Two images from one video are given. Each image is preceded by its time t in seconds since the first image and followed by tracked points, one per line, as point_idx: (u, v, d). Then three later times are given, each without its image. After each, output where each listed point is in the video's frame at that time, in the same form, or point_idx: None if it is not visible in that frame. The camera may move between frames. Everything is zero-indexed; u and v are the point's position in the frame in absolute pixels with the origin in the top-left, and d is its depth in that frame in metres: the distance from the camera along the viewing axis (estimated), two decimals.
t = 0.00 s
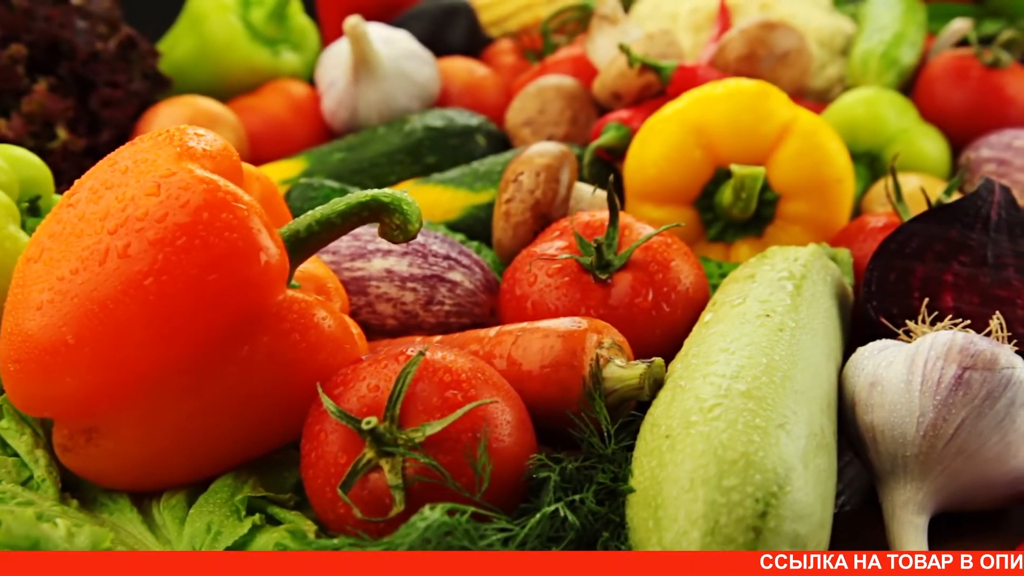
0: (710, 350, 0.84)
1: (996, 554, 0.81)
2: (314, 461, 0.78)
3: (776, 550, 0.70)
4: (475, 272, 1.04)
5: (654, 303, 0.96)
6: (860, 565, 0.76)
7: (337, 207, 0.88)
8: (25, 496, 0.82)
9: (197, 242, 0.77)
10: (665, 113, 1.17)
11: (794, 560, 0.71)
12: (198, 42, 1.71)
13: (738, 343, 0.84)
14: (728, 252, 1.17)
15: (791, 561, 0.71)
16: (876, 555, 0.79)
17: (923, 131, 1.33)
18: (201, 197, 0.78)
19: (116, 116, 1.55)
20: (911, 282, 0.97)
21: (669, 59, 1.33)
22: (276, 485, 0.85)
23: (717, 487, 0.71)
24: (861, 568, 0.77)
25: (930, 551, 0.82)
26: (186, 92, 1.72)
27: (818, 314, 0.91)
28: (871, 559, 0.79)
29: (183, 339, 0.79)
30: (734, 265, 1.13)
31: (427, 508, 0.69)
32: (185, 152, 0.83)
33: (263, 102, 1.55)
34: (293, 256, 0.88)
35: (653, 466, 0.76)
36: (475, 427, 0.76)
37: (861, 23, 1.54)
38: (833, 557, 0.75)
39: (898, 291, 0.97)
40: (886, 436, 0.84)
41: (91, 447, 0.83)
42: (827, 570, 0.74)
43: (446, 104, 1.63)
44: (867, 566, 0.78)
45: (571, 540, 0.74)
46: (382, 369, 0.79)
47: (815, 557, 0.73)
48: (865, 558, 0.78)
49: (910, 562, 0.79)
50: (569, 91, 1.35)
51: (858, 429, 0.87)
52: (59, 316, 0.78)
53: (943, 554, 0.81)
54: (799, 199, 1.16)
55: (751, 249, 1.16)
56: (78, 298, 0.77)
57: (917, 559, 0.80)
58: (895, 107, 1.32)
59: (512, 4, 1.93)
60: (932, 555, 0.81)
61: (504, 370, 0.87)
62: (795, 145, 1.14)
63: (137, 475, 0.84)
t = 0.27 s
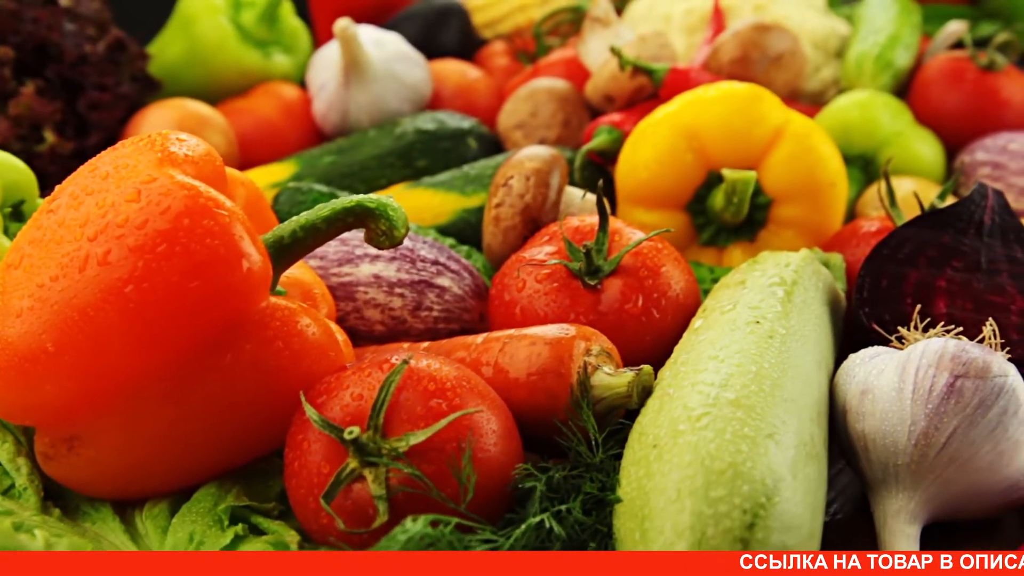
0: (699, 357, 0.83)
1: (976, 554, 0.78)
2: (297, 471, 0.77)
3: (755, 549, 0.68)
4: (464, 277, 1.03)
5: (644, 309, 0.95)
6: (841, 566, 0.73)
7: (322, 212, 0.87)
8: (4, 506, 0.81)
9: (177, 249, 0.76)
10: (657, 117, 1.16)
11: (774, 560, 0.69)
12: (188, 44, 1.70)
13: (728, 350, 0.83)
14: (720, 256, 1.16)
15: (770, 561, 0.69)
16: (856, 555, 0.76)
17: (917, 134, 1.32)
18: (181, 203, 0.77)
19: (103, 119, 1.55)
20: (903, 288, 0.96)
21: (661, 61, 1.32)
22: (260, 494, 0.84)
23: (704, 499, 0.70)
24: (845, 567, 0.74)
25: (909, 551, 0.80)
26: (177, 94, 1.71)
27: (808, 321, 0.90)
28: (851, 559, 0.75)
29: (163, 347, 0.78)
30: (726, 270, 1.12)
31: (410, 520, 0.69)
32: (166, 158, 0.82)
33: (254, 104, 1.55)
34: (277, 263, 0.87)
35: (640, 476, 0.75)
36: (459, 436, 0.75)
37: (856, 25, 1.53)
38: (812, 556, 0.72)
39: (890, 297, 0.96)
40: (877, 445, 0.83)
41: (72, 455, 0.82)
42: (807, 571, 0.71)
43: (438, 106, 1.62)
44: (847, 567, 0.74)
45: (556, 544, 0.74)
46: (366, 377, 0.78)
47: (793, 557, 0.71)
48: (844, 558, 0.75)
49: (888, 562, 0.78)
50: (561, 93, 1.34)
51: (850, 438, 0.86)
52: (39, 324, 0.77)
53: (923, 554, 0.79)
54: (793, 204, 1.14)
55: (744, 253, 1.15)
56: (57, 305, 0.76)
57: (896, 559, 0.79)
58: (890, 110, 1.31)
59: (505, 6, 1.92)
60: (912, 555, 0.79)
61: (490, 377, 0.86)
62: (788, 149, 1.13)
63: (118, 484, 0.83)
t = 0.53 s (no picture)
0: (688, 365, 0.82)
1: (954, 554, 0.77)
2: (280, 480, 0.76)
3: (734, 549, 0.67)
4: (452, 283, 1.02)
5: (634, 315, 0.94)
6: (821, 565, 0.72)
7: (307, 218, 0.86)
8: None
9: (158, 256, 0.75)
10: (648, 121, 1.15)
11: (754, 560, 0.68)
12: (178, 46, 1.69)
13: (717, 358, 0.82)
14: (713, 261, 1.15)
15: (751, 562, 0.68)
16: (836, 554, 0.74)
17: (911, 137, 1.31)
18: (162, 210, 0.76)
19: (91, 122, 1.54)
20: (896, 294, 0.95)
21: (654, 63, 1.31)
22: (243, 503, 0.83)
23: (691, 510, 0.69)
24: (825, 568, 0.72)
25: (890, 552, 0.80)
26: (168, 96, 1.70)
27: (799, 327, 0.89)
28: (832, 559, 0.73)
29: (144, 355, 0.76)
30: (718, 275, 1.11)
31: (392, 532, 0.69)
32: (148, 163, 0.81)
33: (244, 107, 1.53)
34: (261, 269, 0.86)
35: (627, 486, 0.74)
36: (444, 446, 0.74)
37: (851, 27, 1.52)
38: (793, 556, 0.71)
39: (883, 303, 0.95)
40: (869, 453, 0.82)
41: (53, 464, 0.80)
42: (787, 571, 0.70)
43: (429, 109, 1.61)
44: (828, 566, 0.72)
45: (541, 552, 0.73)
46: (350, 386, 0.77)
47: (774, 557, 0.69)
48: (826, 558, 0.73)
49: (869, 562, 0.77)
50: (552, 96, 1.33)
51: (841, 446, 0.85)
52: (18, 331, 0.75)
53: (904, 554, 0.78)
54: (785, 207, 1.13)
55: (736, 258, 1.14)
56: (36, 312, 0.75)
57: (877, 559, 0.77)
58: (884, 113, 1.30)
59: (498, 8, 1.92)
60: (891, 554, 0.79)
61: (477, 385, 0.85)
62: (779, 153, 1.12)
63: (99, 494, 0.82)
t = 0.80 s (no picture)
0: (677, 373, 0.81)
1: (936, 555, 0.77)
2: (262, 491, 0.75)
3: (713, 549, 0.67)
4: (441, 288, 1.01)
5: (624, 321, 0.93)
6: (799, 566, 0.69)
7: (291, 223, 0.84)
8: None
9: (139, 262, 0.74)
10: (640, 124, 1.14)
11: (734, 560, 0.66)
12: (168, 48, 1.68)
13: (706, 365, 0.81)
14: (705, 266, 1.14)
15: (729, 562, 0.66)
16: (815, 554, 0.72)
17: (906, 140, 1.30)
18: (144, 215, 0.75)
19: (79, 125, 1.53)
20: (888, 300, 0.94)
21: (647, 65, 1.30)
22: (226, 512, 0.82)
23: (678, 521, 0.68)
24: (805, 568, 0.70)
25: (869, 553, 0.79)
26: (158, 99, 1.69)
27: (791, 334, 0.88)
28: (810, 558, 0.71)
29: (126, 363, 0.75)
30: (710, 280, 1.09)
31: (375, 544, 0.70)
32: (130, 168, 0.80)
33: (234, 110, 1.53)
34: (246, 275, 0.85)
35: (614, 496, 0.73)
36: (428, 455, 0.73)
37: (846, 29, 1.51)
38: (770, 556, 0.68)
39: (875, 309, 0.93)
40: (859, 462, 0.81)
41: (34, 473, 0.79)
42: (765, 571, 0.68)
43: (421, 111, 1.61)
44: (806, 566, 0.70)
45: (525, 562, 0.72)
46: (333, 394, 0.76)
47: (751, 557, 0.67)
48: (804, 557, 0.70)
49: (848, 563, 0.75)
50: (544, 99, 1.32)
51: (832, 455, 0.84)
52: None
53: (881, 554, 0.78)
54: (777, 211, 1.12)
55: (729, 263, 1.13)
56: (17, 320, 0.74)
57: (855, 559, 0.76)
58: (878, 116, 1.29)
59: (491, 9, 1.91)
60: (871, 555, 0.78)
61: (463, 393, 0.83)
62: (772, 156, 1.11)
63: (80, 504, 0.81)
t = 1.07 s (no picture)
0: (666, 381, 0.80)
1: (915, 554, 0.76)
2: (244, 501, 0.74)
3: (693, 549, 0.66)
4: (429, 294, 1.00)
5: (613, 328, 0.92)
6: (781, 565, 0.68)
7: (276, 228, 0.84)
8: None
9: (120, 269, 0.73)
10: (631, 127, 1.12)
11: (713, 560, 0.66)
12: (158, 50, 1.67)
13: (695, 373, 0.80)
14: (696, 270, 1.13)
15: (711, 561, 0.66)
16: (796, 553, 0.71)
17: (900, 143, 1.29)
18: (125, 222, 0.74)
19: (66, 128, 1.52)
20: (880, 306, 0.93)
21: (639, 68, 1.29)
22: (209, 523, 0.81)
23: (665, 533, 0.67)
24: (785, 568, 0.69)
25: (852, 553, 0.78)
26: (148, 101, 1.68)
27: (782, 341, 0.87)
28: (792, 558, 0.70)
29: (106, 370, 0.74)
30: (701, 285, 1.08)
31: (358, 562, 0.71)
32: (112, 174, 0.79)
33: (224, 112, 1.52)
34: (230, 281, 0.84)
35: (600, 507, 0.71)
36: (412, 465, 0.72)
37: (841, 31, 1.51)
38: (752, 556, 0.67)
39: (867, 315, 0.93)
40: (850, 471, 0.80)
41: (14, 483, 0.77)
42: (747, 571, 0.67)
43: (413, 114, 1.60)
44: (788, 566, 0.69)
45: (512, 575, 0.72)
46: (317, 403, 0.75)
47: (733, 556, 0.66)
48: (786, 557, 0.69)
49: (829, 562, 0.73)
50: (536, 102, 1.31)
51: (823, 463, 0.83)
52: None
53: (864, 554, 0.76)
54: (770, 216, 1.11)
55: (721, 267, 1.12)
56: None
57: (837, 559, 0.74)
58: (872, 119, 1.28)
59: (485, 11, 1.90)
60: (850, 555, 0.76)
61: (449, 401, 0.82)
62: (765, 160, 1.10)
63: (61, 513, 0.80)
